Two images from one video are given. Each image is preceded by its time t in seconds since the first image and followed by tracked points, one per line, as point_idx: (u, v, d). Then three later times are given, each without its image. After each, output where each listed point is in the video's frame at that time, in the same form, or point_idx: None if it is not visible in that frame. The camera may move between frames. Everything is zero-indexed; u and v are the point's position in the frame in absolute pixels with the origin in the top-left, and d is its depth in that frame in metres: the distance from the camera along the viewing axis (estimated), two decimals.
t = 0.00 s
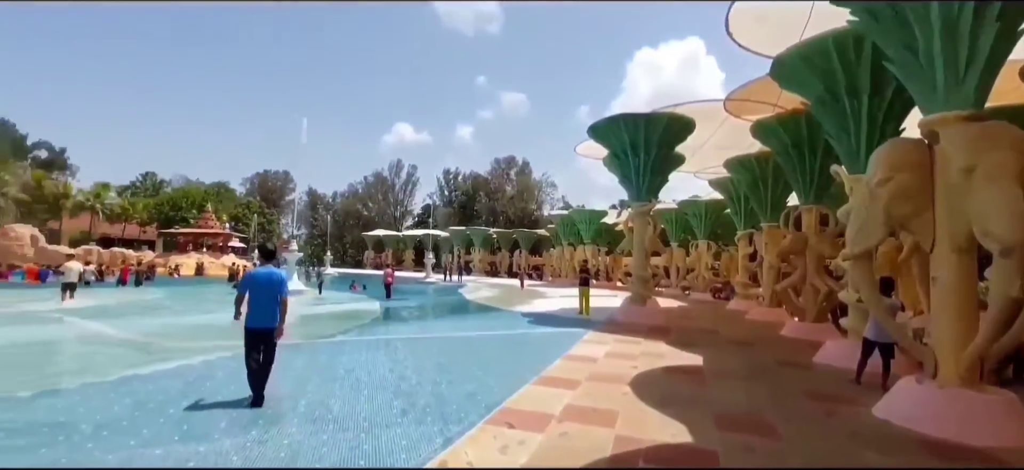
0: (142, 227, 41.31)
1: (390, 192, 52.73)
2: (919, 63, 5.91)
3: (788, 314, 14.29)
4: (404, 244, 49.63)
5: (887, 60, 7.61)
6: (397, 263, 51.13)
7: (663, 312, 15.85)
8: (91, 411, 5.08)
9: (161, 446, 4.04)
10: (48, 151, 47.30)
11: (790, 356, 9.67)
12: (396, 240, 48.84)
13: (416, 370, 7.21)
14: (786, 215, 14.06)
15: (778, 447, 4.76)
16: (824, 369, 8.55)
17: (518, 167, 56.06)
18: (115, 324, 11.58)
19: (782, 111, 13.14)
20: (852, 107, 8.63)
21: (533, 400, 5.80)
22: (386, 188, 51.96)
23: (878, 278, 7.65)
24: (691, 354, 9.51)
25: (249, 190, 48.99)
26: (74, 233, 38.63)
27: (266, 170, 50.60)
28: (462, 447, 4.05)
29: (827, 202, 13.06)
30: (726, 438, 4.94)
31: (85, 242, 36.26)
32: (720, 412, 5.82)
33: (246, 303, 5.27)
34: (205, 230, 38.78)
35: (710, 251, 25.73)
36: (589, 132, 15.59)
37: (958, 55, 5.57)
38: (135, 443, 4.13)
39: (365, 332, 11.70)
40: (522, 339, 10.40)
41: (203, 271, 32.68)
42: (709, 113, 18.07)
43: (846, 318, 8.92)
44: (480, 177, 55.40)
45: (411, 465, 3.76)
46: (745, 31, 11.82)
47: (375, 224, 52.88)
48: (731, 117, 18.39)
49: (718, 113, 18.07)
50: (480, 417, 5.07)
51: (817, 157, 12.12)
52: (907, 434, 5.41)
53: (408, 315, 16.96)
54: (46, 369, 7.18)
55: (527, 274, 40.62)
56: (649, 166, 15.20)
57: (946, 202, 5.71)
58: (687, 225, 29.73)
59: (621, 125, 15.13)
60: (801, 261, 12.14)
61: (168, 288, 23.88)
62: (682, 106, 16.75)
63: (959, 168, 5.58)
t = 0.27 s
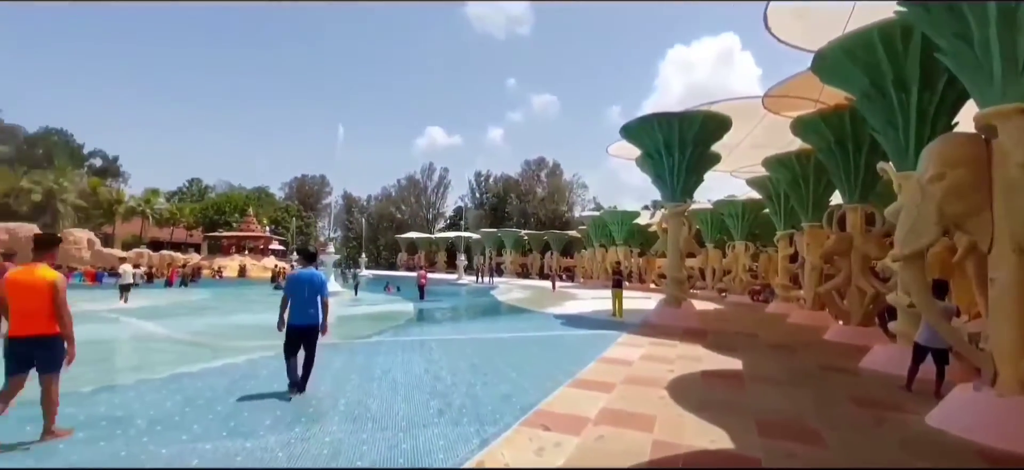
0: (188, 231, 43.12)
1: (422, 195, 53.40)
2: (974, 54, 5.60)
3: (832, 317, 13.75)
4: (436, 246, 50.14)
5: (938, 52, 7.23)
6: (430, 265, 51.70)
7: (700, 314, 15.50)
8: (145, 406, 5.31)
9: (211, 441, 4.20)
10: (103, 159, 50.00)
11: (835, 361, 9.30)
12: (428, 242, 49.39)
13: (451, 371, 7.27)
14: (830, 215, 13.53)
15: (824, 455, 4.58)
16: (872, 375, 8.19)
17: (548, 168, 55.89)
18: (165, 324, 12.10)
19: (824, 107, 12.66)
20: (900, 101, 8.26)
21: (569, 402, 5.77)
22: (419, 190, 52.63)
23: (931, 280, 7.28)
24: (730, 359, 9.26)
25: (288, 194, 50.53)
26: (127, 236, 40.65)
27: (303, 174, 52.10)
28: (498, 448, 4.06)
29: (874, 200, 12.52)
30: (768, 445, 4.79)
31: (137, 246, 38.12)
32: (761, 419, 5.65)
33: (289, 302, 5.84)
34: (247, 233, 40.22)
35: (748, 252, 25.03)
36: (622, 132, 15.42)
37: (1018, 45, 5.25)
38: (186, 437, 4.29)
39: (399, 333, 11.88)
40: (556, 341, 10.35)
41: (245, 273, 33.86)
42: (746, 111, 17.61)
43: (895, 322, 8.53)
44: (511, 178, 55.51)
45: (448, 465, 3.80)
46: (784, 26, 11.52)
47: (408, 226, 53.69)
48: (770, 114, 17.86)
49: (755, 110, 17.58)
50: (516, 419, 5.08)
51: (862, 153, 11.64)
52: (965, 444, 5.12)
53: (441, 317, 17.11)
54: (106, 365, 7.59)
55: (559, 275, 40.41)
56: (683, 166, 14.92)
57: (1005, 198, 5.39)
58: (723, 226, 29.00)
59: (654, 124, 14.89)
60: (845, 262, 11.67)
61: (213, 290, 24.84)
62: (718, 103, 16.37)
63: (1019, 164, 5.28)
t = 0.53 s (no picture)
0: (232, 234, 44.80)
1: (454, 198, 53.91)
2: None
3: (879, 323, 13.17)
4: (468, 248, 50.47)
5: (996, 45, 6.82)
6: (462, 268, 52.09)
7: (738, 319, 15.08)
8: (194, 402, 5.53)
9: (257, 437, 4.34)
10: (153, 166, 52.53)
11: (884, 369, 8.90)
12: (461, 244, 49.78)
13: (486, 373, 7.31)
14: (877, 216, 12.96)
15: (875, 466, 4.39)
16: (925, 383, 7.79)
17: (579, 170, 55.54)
18: (211, 324, 12.57)
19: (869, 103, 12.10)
20: (953, 97, 7.87)
21: (605, 406, 5.71)
22: (451, 193, 53.14)
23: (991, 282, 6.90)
24: (771, 364, 8.97)
25: (325, 198, 51.88)
26: (175, 239, 42.55)
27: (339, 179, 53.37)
28: (534, 451, 4.05)
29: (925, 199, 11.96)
30: (814, 454, 4.62)
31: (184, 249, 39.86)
32: (806, 427, 5.45)
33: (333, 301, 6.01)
34: (287, 236, 41.50)
35: (788, 255, 24.22)
36: (655, 133, 15.22)
37: None
38: (234, 433, 4.45)
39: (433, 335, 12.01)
40: (590, 344, 10.26)
41: (285, 275, 34.92)
42: (786, 109, 17.07)
43: (950, 328, 8.11)
44: (542, 181, 55.44)
45: (485, 467, 3.81)
46: (829, 24, 11.17)
47: (440, 229, 54.29)
48: (811, 111, 17.27)
49: (796, 107, 17.03)
50: (552, 422, 5.06)
51: (911, 151, 11.15)
52: None
53: (474, 319, 17.21)
54: (158, 363, 7.93)
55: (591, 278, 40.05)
56: (719, 166, 14.59)
57: None
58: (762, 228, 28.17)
59: (688, 125, 14.63)
60: (893, 265, 11.15)
61: (255, 291, 25.71)
62: (756, 102, 15.95)
63: None
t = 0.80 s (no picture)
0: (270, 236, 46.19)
1: (485, 200, 54.30)
2: None
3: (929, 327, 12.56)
4: (498, 249, 50.66)
5: None
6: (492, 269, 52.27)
7: (777, 322, 14.65)
8: (239, 399, 5.72)
9: (299, 433, 4.47)
10: (196, 171, 54.69)
11: (935, 375, 8.48)
12: (491, 245, 50.00)
13: (519, 374, 7.33)
14: (925, 215, 12.38)
15: None
16: (980, 391, 7.40)
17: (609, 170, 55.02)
18: (251, 324, 12.98)
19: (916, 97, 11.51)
20: (1009, 89, 7.50)
21: (641, 409, 5.64)
22: (481, 195, 53.51)
23: None
24: (813, 369, 8.67)
25: (358, 201, 52.93)
26: (218, 241, 44.26)
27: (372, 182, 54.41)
28: (571, 453, 4.04)
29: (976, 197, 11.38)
30: (861, 462, 4.45)
31: (226, 251, 41.35)
32: (853, 434, 5.25)
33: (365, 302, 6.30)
34: (322, 238, 42.54)
35: (829, 255, 23.37)
36: (689, 132, 14.89)
37: None
38: (277, 429, 4.59)
39: (465, 336, 12.10)
40: (623, 346, 10.16)
41: (322, 276, 35.86)
42: (827, 104, 16.48)
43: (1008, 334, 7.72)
44: (572, 181, 55.23)
45: (521, 467, 3.83)
46: (876, 18, 10.73)
47: (470, 231, 54.66)
48: (853, 106, 16.63)
49: (837, 103, 16.43)
50: (587, 424, 5.04)
51: (961, 147, 10.61)
52: None
53: (505, 320, 17.26)
54: (202, 361, 8.22)
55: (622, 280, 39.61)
56: (756, 164, 14.22)
57: None
58: (800, 227, 27.28)
59: (724, 123, 14.28)
60: (944, 266, 10.64)
61: (292, 291, 26.46)
62: (794, 98, 15.46)
63: None
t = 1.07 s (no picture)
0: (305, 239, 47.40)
1: (514, 201, 54.36)
2: None
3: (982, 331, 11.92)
4: (527, 251, 50.59)
5: None
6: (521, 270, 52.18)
7: (817, 325, 14.17)
8: (280, 396, 5.91)
9: (338, 431, 4.58)
10: (236, 176, 56.66)
11: (991, 381, 8.04)
12: (520, 246, 49.97)
13: (551, 375, 7.32)
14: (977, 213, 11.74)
15: None
16: None
17: (639, 169, 54.30)
18: (289, 323, 13.34)
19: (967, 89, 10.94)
20: None
21: (677, 413, 5.55)
22: (509, 197, 53.65)
23: None
24: (858, 374, 8.34)
25: (390, 203, 53.82)
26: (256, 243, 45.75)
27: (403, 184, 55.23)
28: (606, 456, 4.02)
29: None
30: None
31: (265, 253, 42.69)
32: (901, 442, 5.04)
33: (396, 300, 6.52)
34: (355, 239, 43.42)
35: (872, 256, 22.46)
36: (724, 129, 14.53)
37: None
38: (318, 426, 4.71)
39: (496, 337, 12.16)
40: (657, 349, 10.01)
41: (355, 277, 36.58)
42: (869, 99, 15.86)
43: None
44: (601, 182, 54.83)
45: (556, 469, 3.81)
46: (923, 10, 10.25)
47: (500, 232, 54.82)
48: (898, 100, 15.95)
49: (880, 97, 15.79)
50: (623, 427, 4.98)
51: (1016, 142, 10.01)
52: None
53: (536, 322, 17.25)
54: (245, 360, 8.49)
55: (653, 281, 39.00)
56: (794, 162, 13.82)
57: None
58: (841, 227, 26.30)
59: (760, 120, 13.88)
60: (999, 267, 10.08)
61: (327, 292, 27.11)
62: (834, 93, 14.93)
63: None
